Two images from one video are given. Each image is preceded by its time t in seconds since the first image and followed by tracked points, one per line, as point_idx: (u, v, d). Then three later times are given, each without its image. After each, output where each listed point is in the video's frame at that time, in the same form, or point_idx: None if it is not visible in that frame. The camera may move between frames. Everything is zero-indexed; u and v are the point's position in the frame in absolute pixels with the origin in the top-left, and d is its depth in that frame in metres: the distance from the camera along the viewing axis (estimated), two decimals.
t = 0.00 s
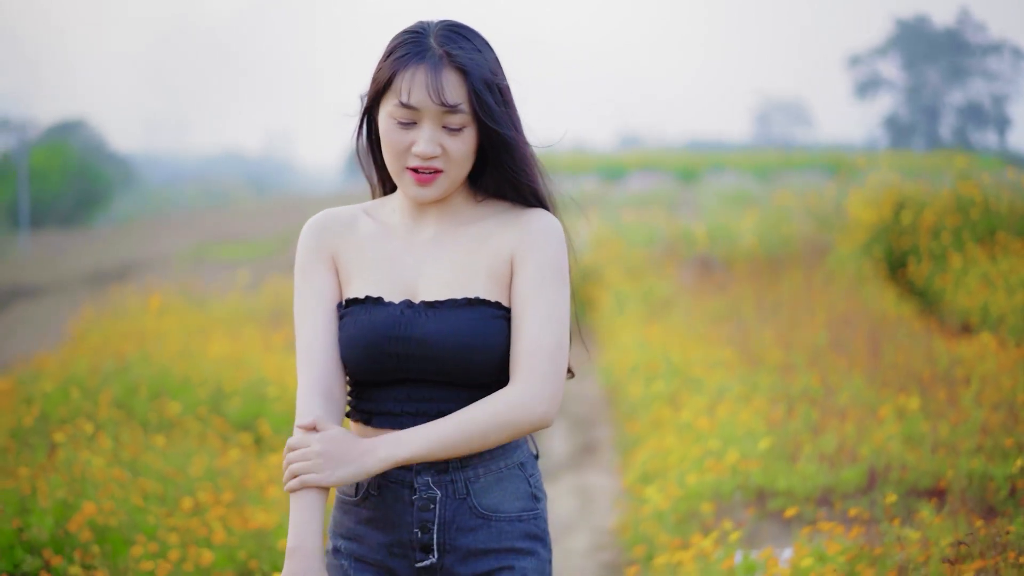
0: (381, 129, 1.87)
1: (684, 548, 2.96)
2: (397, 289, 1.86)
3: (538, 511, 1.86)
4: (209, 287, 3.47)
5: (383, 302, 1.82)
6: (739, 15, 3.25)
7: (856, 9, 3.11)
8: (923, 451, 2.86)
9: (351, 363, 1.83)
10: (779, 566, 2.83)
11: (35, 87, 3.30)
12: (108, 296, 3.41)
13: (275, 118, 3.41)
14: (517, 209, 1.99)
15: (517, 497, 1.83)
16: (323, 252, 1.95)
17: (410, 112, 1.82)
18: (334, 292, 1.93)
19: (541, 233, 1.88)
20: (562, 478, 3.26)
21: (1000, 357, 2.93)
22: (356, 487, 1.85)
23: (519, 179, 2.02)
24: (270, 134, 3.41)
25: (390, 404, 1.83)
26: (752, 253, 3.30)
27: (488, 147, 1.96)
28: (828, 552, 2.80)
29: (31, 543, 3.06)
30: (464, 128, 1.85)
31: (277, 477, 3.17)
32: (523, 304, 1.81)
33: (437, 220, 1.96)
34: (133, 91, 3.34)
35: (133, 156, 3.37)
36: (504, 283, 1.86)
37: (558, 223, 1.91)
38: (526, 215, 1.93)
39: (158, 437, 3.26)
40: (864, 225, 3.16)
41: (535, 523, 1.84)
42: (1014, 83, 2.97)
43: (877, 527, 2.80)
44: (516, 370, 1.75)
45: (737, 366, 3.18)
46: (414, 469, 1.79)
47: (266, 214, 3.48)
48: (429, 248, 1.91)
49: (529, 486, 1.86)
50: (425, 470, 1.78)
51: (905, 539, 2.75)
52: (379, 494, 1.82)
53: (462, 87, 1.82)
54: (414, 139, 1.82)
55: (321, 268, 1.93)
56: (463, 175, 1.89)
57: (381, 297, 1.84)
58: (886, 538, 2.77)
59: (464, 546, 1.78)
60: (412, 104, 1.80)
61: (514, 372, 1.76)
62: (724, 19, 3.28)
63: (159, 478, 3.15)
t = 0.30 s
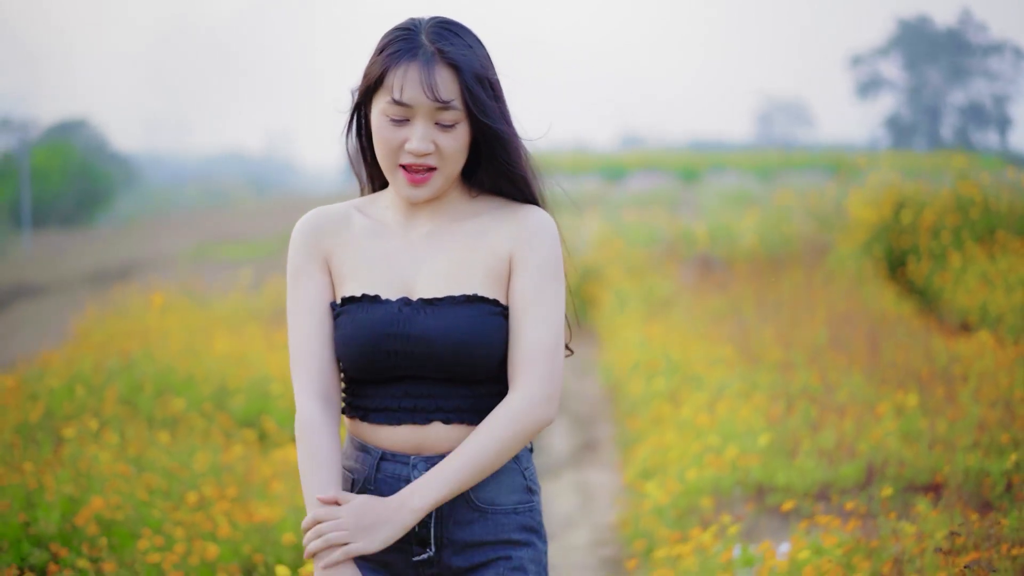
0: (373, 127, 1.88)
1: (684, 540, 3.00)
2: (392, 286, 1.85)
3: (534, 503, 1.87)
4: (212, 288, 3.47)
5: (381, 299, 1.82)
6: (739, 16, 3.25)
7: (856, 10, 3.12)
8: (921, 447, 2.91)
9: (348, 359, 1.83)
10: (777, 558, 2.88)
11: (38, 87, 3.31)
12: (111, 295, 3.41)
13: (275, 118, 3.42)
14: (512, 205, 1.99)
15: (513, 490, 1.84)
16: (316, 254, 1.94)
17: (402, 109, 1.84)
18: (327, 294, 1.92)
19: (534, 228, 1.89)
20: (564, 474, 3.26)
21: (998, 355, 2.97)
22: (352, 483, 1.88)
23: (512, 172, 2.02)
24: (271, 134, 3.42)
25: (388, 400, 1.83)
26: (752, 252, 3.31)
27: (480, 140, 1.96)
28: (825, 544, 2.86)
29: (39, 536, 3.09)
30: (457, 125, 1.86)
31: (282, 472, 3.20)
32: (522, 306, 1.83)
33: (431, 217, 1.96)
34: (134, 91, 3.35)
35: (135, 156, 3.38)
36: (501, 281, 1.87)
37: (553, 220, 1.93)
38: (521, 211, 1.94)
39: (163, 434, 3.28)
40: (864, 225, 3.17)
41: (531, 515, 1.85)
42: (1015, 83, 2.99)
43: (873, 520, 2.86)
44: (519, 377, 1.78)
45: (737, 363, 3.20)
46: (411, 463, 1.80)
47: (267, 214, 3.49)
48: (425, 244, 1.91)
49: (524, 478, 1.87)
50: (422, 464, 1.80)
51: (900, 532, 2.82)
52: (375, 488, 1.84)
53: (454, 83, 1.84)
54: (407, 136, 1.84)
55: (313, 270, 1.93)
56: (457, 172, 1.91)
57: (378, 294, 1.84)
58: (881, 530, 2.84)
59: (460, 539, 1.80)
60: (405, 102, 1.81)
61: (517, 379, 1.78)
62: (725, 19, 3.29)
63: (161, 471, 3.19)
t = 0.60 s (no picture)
0: (373, 131, 1.89)
1: (684, 533, 2.99)
2: (394, 287, 1.86)
3: (528, 506, 1.91)
4: (216, 287, 3.49)
5: (381, 301, 1.83)
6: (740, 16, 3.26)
7: (857, 10, 3.13)
8: (920, 442, 2.90)
9: (347, 361, 1.84)
10: (776, 551, 2.86)
11: (43, 87, 3.33)
12: (115, 294, 3.43)
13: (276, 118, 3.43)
14: (511, 207, 2.00)
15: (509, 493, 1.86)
16: (314, 258, 1.94)
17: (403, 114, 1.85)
18: (325, 296, 1.93)
19: (533, 231, 1.90)
20: (566, 471, 3.28)
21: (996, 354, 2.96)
22: (349, 485, 1.88)
23: (511, 169, 2.04)
24: (273, 134, 3.43)
25: (388, 402, 1.85)
26: (752, 251, 3.33)
27: (480, 140, 1.98)
28: (823, 537, 2.85)
29: (46, 529, 3.09)
30: (458, 128, 1.87)
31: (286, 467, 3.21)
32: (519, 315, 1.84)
33: (431, 219, 1.96)
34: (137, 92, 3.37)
35: (136, 156, 3.38)
36: (500, 283, 1.87)
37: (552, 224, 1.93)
38: (521, 214, 1.95)
39: (169, 430, 3.30)
40: (865, 224, 3.18)
41: (526, 517, 1.89)
42: (1018, 83, 2.99)
43: (871, 513, 2.86)
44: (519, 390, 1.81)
45: (737, 360, 3.22)
46: (410, 465, 1.82)
47: (269, 213, 3.51)
48: (424, 247, 1.91)
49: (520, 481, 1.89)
50: (421, 466, 1.82)
51: (898, 524, 2.81)
52: (373, 490, 1.84)
53: (455, 86, 1.85)
54: (409, 140, 1.85)
55: (310, 275, 1.93)
56: (458, 175, 1.92)
57: (378, 296, 1.84)
58: (880, 523, 2.83)
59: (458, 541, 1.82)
60: (406, 106, 1.82)
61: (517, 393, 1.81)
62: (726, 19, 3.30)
63: (167, 465, 3.21)
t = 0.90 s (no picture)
0: (380, 138, 1.90)
1: (684, 528, 2.91)
2: (398, 304, 1.85)
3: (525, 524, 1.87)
4: (219, 285, 3.57)
5: (383, 318, 1.82)
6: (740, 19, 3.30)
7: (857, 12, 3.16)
8: (919, 440, 2.79)
9: (348, 377, 1.83)
10: (774, 545, 2.64)
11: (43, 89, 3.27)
12: (120, 293, 3.45)
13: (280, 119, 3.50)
14: (513, 221, 2.00)
15: (505, 510, 1.83)
16: (309, 274, 1.93)
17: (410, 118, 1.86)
18: (315, 314, 1.93)
19: (535, 248, 1.89)
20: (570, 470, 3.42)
21: (993, 352, 2.85)
22: (343, 495, 1.85)
23: (512, 172, 2.06)
24: (275, 135, 3.50)
25: (388, 417, 1.83)
26: (754, 250, 3.38)
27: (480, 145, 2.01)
28: (822, 532, 2.61)
29: (54, 525, 2.85)
30: (465, 131, 1.88)
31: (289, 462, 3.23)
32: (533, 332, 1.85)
33: (432, 232, 1.96)
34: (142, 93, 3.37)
35: (140, 156, 3.40)
36: (507, 301, 1.86)
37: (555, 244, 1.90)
38: (526, 228, 1.95)
39: (174, 427, 3.31)
40: (866, 223, 3.18)
41: (522, 535, 1.85)
42: (1019, 83, 2.95)
43: (868, 508, 2.69)
44: (551, 411, 1.82)
45: (737, 360, 3.26)
46: (406, 479, 1.81)
47: (272, 212, 3.60)
48: (424, 263, 1.91)
49: (517, 499, 1.87)
50: (418, 480, 1.80)
51: (895, 519, 2.58)
52: (369, 501, 1.82)
53: (460, 89, 1.86)
54: (417, 144, 1.85)
55: (302, 290, 1.93)
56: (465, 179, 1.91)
57: (380, 312, 1.83)
58: (877, 518, 2.62)
59: (453, 556, 1.79)
60: (413, 109, 1.83)
61: (549, 414, 1.82)
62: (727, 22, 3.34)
63: (174, 461, 3.17)
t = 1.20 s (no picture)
0: (374, 141, 1.93)
1: (685, 526, 2.97)
2: (387, 325, 1.88)
3: (524, 542, 1.92)
4: (222, 286, 3.55)
5: (372, 338, 1.84)
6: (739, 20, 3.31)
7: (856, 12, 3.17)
8: (918, 438, 2.87)
9: (340, 398, 1.85)
10: (774, 543, 2.79)
11: (45, 87, 3.30)
12: (124, 293, 3.46)
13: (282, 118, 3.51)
14: (508, 233, 2.05)
15: (501, 530, 1.88)
16: (291, 296, 2.00)
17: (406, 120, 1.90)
18: (290, 334, 2.03)
19: (530, 260, 1.94)
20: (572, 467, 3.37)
21: (993, 352, 2.91)
22: (338, 520, 1.90)
23: (500, 183, 2.19)
24: (276, 134, 3.51)
25: (380, 439, 1.85)
26: (754, 250, 3.38)
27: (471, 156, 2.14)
28: (821, 529, 2.77)
29: (63, 521, 2.99)
30: (460, 134, 1.93)
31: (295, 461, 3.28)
32: (554, 350, 1.95)
33: (426, 245, 2.00)
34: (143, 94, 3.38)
35: (142, 156, 3.41)
36: (506, 318, 1.91)
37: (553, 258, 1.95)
38: (523, 241, 2.00)
39: (179, 425, 3.32)
40: (866, 224, 3.18)
41: (519, 555, 1.89)
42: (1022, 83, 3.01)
43: (866, 503, 2.82)
44: (593, 421, 1.95)
45: (738, 360, 3.26)
46: (399, 503, 1.84)
47: (274, 213, 3.59)
48: (418, 276, 1.95)
49: (514, 518, 1.91)
50: (410, 505, 1.83)
51: (892, 516, 2.75)
52: (363, 526, 1.86)
53: (454, 91, 1.92)
54: (414, 145, 1.90)
55: (282, 309, 2.01)
56: (459, 182, 1.96)
57: (369, 331, 1.86)
58: (875, 516, 2.77)
59: None
60: (411, 111, 1.88)
61: (592, 424, 1.96)
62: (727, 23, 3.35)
63: (180, 461, 3.20)
